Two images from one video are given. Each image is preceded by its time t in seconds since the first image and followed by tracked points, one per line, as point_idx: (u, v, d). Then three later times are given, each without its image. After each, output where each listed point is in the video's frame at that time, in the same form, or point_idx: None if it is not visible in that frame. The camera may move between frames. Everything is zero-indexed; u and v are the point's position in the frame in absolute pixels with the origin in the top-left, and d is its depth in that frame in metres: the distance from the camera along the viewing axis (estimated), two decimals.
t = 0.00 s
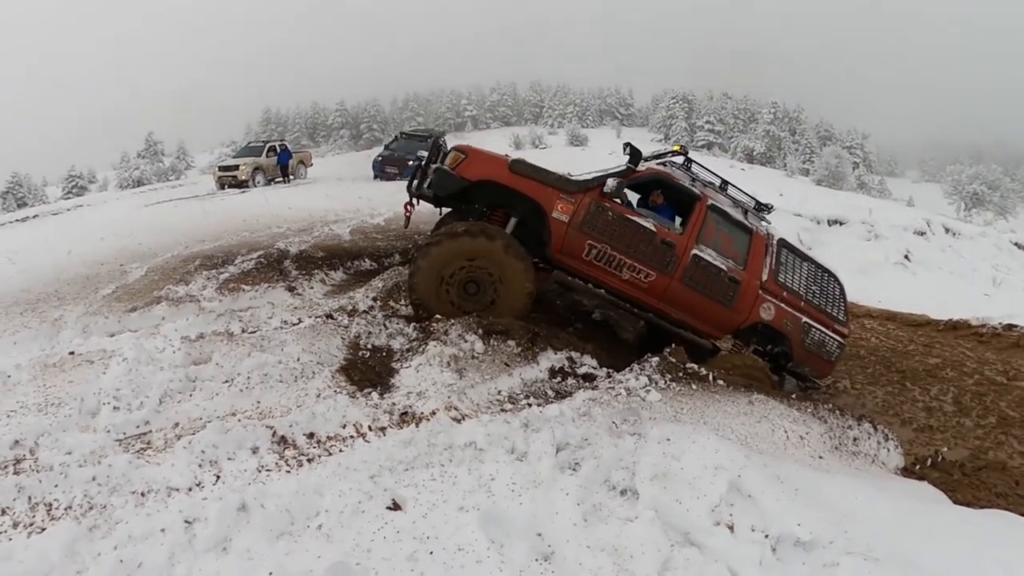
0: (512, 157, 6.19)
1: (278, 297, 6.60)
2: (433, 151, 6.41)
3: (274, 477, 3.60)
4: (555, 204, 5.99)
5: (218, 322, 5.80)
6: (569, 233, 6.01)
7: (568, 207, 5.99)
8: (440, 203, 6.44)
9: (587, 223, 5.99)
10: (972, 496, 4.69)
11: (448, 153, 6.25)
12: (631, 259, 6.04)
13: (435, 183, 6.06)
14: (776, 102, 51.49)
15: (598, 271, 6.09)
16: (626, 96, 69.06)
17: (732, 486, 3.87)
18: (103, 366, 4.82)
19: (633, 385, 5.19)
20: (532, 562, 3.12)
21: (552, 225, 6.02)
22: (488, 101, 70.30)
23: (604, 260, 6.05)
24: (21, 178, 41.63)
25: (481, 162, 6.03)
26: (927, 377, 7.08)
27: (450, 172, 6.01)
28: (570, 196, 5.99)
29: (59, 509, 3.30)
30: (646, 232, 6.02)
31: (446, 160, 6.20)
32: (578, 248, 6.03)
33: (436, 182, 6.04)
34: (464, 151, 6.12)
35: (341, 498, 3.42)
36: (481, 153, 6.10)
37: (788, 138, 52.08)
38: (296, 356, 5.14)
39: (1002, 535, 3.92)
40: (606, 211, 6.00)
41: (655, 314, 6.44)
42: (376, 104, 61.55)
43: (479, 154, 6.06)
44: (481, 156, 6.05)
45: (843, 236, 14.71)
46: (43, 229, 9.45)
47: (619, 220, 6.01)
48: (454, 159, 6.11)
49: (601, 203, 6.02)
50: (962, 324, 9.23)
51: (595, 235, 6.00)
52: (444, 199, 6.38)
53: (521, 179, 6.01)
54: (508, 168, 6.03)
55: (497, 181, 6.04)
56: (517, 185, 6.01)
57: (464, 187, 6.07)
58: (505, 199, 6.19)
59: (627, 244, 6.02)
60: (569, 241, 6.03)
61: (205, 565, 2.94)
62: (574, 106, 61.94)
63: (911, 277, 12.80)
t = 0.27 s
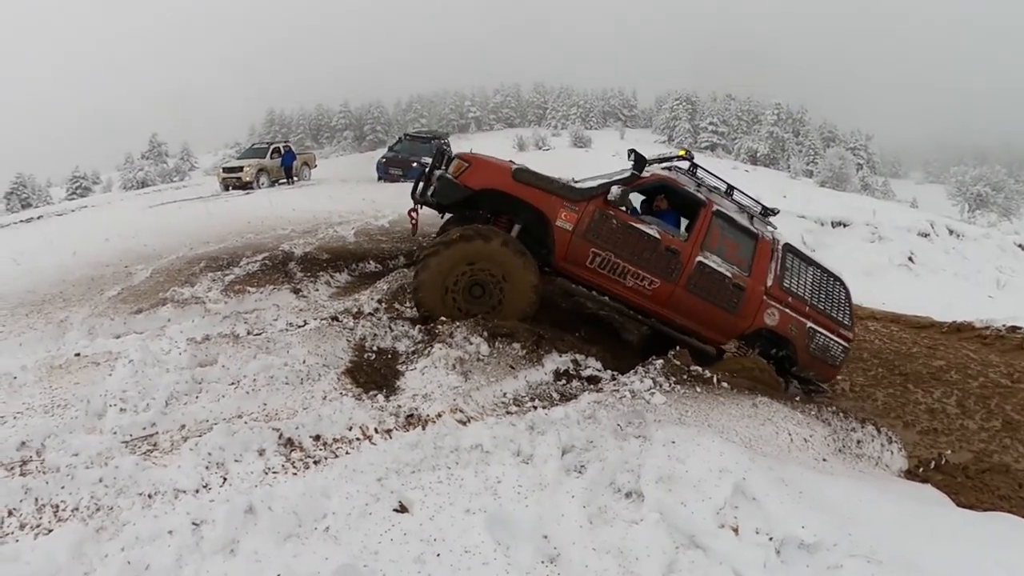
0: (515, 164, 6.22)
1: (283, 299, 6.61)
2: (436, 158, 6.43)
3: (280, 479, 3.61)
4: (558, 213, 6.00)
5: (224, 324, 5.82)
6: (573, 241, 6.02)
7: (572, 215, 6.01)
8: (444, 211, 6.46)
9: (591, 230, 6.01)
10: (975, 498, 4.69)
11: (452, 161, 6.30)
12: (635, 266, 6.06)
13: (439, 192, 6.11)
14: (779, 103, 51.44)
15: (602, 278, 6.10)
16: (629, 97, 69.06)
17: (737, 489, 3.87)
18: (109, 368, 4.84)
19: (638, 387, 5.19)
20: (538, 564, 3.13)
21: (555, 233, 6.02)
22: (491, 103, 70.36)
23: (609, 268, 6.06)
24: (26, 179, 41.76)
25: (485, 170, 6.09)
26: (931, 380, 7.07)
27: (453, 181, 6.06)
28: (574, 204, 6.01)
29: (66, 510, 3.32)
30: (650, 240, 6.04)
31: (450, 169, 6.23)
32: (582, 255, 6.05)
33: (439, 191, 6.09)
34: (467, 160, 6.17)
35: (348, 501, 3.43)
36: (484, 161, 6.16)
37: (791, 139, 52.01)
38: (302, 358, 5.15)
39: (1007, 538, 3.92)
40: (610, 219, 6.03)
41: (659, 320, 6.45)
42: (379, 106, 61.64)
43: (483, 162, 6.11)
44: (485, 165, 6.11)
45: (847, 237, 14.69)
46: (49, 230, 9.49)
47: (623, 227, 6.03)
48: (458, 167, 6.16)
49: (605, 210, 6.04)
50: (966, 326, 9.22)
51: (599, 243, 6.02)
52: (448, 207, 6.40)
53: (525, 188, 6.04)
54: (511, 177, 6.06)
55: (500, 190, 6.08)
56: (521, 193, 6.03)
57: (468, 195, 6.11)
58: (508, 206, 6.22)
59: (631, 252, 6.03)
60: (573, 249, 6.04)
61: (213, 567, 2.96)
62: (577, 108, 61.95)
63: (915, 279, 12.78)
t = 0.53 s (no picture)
0: (531, 167, 6.25)
1: (285, 298, 6.62)
2: (452, 158, 6.44)
3: (282, 479, 3.61)
4: (573, 213, 6.02)
5: (225, 324, 5.82)
6: (586, 242, 6.04)
7: (585, 216, 6.03)
8: (460, 211, 6.51)
9: (604, 231, 6.02)
10: (977, 498, 4.67)
11: (468, 162, 6.32)
12: (646, 267, 6.06)
13: (456, 192, 6.14)
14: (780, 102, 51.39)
15: (614, 279, 6.10)
16: (630, 97, 69.03)
17: (739, 489, 3.86)
18: (111, 367, 4.84)
19: (640, 387, 5.19)
20: (540, 564, 3.13)
21: (569, 234, 6.04)
22: (492, 103, 70.37)
23: (620, 269, 6.06)
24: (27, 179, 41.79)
25: (502, 172, 6.11)
26: (932, 380, 7.05)
27: (470, 181, 6.08)
28: (588, 206, 6.03)
29: (68, 510, 3.32)
30: (662, 241, 6.04)
31: (467, 169, 6.26)
32: (595, 256, 6.06)
33: (456, 191, 6.12)
34: (484, 161, 6.19)
35: (350, 500, 3.43)
36: (500, 162, 6.17)
37: (792, 139, 52.00)
38: (303, 358, 5.16)
39: (1008, 539, 3.90)
40: (622, 220, 6.03)
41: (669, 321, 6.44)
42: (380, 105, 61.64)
43: (499, 163, 6.13)
44: (502, 166, 6.13)
45: (848, 237, 14.68)
46: (50, 230, 9.49)
47: (635, 229, 6.04)
48: (475, 167, 6.18)
49: (618, 211, 6.04)
50: (967, 327, 9.21)
51: (612, 243, 6.03)
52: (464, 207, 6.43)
53: (541, 189, 6.06)
54: (527, 178, 6.09)
55: (516, 191, 6.11)
56: (537, 194, 6.06)
57: (484, 195, 6.14)
58: (524, 207, 6.26)
59: (643, 253, 6.03)
60: (586, 249, 6.05)
61: (215, 566, 2.96)
62: (578, 107, 61.96)
63: (916, 279, 12.77)
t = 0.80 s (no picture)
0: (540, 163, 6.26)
1: (284, 297, 6.61)
2: (462, 156, 6.47)
3: (280, 477, 3.62)
4: (581, 209, 6.02)
5: (224, 323, 5.82)
6: (594, 237, 6.03)
7: (594, 211, 6.02)
8: (469, 208, 6.52)
9: (611, 227, 6.02)
10: (976, 498, 4.66)
11: (477, 159, 6.33)
12: (653, 263, 6.05)
13: (466, 187, 6.16)
14: (780, 101, 51.33)
15: (620, 274, 6.10)
16: (630, 95, 68.96)
17: (737, 488, 3.86)
18: (109, 366, 4.84)
19: (638, 386, 5.19)
20: (537, 563, 3.13)
21: (578, 229, 6.04)
22: (492, 101, 70.32)
23: (627, 264, 6.06)
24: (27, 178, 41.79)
25: (511, 168, 6.11)
26: (932, 379, 7.04)
27: (480, 177, 6.09)
28: (596, 201, 6.02)
29: (66, 509, 3.33)
30: (668, 237, 6.04)
31: (476, 165, 6.27)
32: (602, 251, 6.05)
33: (466, 187, 6.13)
34: (494, 157, 6.19)
35: (347, 499, 3.43)
36: (510, 158, 6.17)
37: (793, 137, 51.95)
38: (302, 356, 5.16)
39: (1007, 538, 3.90)
40: (629, 216, 6.03)
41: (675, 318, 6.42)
42: (380, 104, 61.60)
43: (509, 159, 6.13)
44: (512, 162, 6.14)
45: (848, 236, 14.67)
46: (49, 229, 9.49)
47: (641, 225, 6.03)
48: (484, 163, 6.19)
49: (625, 208, 6.05)
50: (967, 326, 9.20)
51: (619, 239, 6.02)
52: (474, 203, 6.44)
53: (550, 185, 6.05)
54: (536, 173, 6.08)
55: (525, 187, 6.11)
56: (546, 190, 6.05)
57: (494, 191, 6.15)
58: (533, 203, 6.26)
59: (650, 249, 6.03)
60: (594, 245, 6.05)
61: (212, 565, 2.96)
62: (578, 105, 61.92)
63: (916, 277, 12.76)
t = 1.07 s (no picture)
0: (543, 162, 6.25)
1: (283, 296, 6.60)
2: (465, 155, 6.46)
3: (279, 477, 3.61)
4: (583, 208, 6.01)
5: (223, 322, 5.80)
6: (596, 236, 6.03)
7: (596, 211, 6.02)
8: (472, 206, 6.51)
9: (614, 226, 6.02)
10: (977, 497, 4.66)
11: (480, 157, 6.33)
12: (655, 262, 6.05)
13: (469, 186, 6.14)
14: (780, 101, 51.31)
15: (622, 274, 6.10)
16: (630, 95, 68.92)
17: (737, 487, 3.85)
18: (108, 365, 4.83)
19: (638, 385, 5.19)
20: (537, 562, 3.12)
21: (580, 228, 6.03)
22: (491, 101, 70.30)
23: (629, 263, 6.06)
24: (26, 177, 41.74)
25: (514, 167, 6.10)
26: (931, 378, 7.04)
27: (483, 176, 6.08)
28: (598, 200, 6.01)
29: (65, 508, 3.32)
30: (670, 236, 6.03)
31: (479, 164, 6.26)
32: (604, 250, 6.05)
33: (468, 185, 6.12)
34: (497, 156, 6.19)
35: (347, 498, 3.42)
36: (513, 157, 6.17)
37: (792, 137, 51.95)
38: (301, 355, 5.15)
39: (1007, 537, 3.90)
40: (632, 215, 6.03)
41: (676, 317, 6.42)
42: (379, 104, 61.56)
43: (511, 158, 6.13)
44: (515, 161, 6.14)
45: (848, 236, 14.66)
46: (48, 228, 9.47)
47: (644, 224, 6.03)
48: (487, 162, 6.18)
49: (628, 207, 6.04)
50: (967, 325, 9.20)
51: (621, 238, 6.02)
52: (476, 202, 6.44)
53: (552, 184, 6.05)
54: (538, 172, 6.07)
55: (527, 186, 6.10)
56: (549, 189, 6.04)
57: (496, 190, 6.14)
58: (535, 202, 6.26)
59: (652, 248, 6.03)
60: (596, 244, 6.05)
61: (211, 565, 2.95)
62: (578, 105, 61.91)
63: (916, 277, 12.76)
